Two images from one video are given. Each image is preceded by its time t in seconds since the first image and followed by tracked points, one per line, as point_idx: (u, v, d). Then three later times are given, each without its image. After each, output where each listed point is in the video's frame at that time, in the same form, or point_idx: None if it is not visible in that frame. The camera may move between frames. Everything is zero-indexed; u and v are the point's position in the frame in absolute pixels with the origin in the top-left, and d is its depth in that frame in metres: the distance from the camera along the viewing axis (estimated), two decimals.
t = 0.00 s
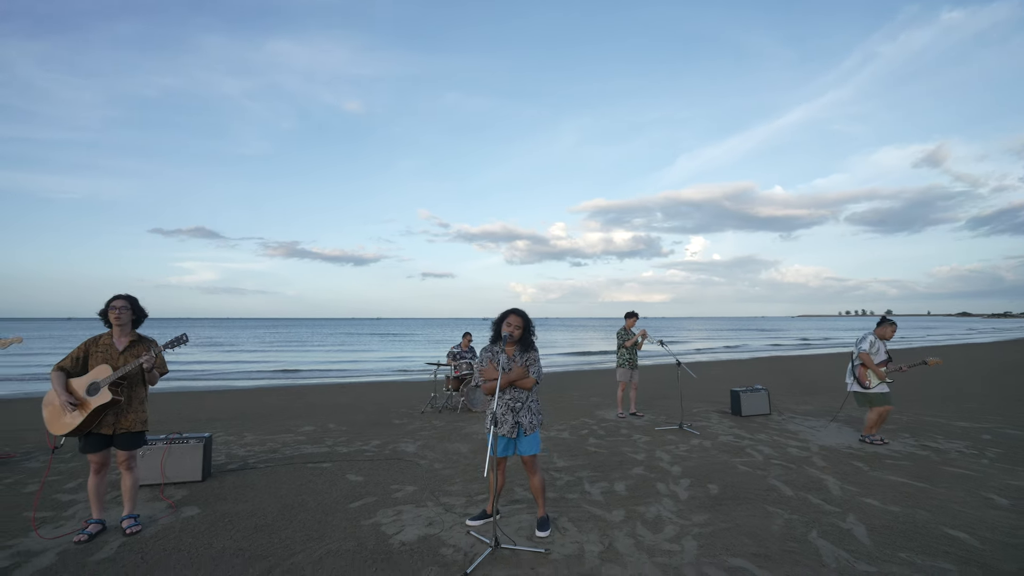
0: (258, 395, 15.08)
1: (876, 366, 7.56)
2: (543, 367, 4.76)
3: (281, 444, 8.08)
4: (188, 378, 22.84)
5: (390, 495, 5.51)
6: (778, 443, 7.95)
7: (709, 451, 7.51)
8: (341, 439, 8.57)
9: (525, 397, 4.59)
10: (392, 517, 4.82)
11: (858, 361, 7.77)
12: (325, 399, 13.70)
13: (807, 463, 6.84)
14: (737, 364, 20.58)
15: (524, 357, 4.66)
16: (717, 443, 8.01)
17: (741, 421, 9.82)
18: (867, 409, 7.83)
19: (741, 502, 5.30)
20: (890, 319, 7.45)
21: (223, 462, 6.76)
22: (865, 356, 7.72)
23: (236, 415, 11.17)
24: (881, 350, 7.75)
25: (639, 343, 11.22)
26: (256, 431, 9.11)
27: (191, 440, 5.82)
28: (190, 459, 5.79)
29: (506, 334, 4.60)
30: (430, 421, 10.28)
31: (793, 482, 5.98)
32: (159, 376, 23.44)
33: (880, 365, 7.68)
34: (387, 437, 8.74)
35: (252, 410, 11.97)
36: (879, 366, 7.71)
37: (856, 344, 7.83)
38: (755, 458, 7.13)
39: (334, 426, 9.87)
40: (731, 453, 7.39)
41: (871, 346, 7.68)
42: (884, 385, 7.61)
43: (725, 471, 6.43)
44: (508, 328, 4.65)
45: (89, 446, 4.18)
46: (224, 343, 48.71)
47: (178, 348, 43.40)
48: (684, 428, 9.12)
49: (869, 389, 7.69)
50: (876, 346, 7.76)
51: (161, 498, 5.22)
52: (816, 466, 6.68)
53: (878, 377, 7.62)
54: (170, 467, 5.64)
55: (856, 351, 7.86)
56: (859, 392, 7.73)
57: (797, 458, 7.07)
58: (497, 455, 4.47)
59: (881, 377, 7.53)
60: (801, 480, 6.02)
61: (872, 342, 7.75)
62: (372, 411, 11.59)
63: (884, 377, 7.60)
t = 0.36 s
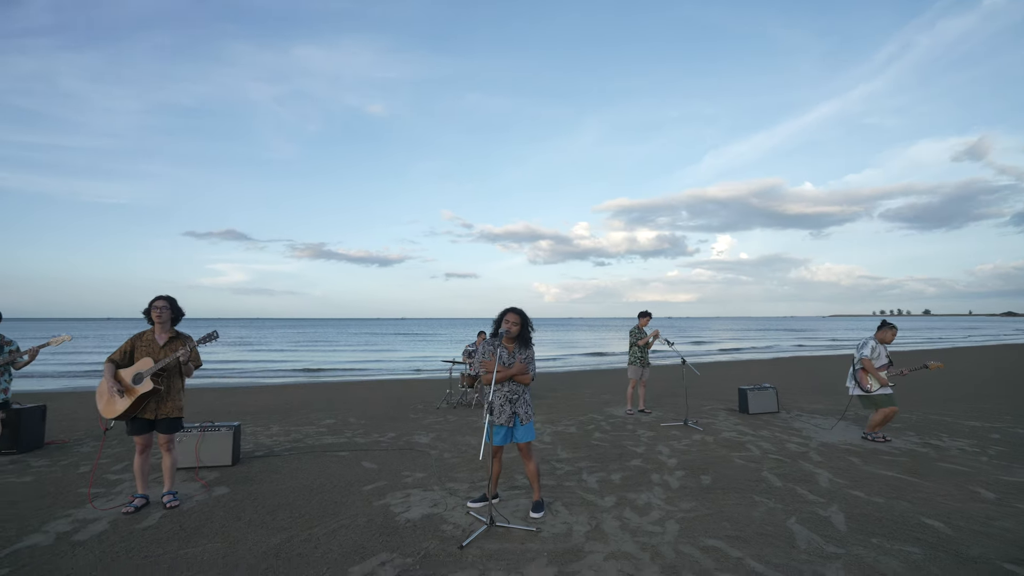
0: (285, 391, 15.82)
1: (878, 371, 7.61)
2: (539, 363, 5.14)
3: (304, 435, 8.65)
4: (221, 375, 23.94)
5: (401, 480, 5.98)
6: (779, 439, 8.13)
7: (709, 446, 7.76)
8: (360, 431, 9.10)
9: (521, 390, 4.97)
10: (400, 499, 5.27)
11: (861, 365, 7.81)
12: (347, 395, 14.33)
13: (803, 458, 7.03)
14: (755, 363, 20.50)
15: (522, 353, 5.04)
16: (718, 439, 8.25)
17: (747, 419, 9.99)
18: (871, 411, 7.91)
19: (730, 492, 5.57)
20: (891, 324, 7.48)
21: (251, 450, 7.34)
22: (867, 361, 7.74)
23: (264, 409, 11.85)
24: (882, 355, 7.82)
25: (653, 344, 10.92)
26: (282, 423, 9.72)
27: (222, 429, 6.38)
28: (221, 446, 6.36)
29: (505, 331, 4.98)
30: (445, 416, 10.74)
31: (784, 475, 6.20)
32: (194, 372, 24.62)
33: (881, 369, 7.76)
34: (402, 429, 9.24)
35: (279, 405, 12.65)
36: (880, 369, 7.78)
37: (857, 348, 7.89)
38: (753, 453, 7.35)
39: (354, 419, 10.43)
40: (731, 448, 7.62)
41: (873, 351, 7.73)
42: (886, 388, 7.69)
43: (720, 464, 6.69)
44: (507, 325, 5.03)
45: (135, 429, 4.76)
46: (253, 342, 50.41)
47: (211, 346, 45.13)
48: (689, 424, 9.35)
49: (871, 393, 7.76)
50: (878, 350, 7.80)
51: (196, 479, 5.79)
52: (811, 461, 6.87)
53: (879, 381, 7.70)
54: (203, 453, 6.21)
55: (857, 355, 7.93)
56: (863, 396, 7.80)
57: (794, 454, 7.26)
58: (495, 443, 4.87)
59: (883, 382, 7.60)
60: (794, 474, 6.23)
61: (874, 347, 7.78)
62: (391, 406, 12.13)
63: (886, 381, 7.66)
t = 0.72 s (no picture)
0: (311, 387, 16.54)
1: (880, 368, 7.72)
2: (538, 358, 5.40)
3: (325, 426, 9.19)
4: (252, 373, 25.01)
5: (411, 467, 6.41)
6: (783, 436, 8.25)
7: (711, 441, 7.95)
8: (378, 423, 9.60)
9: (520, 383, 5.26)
10: (408, 483, 5.70)
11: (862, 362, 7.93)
12: (370, 392, 14.91)
13: (802, 453, 7.16)
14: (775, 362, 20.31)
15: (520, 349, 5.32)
16: (722, 435, 8.41)
17: (756, 416, 10.08)
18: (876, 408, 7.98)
19: (721, 482, 5.80)
20: (894, 319, 7.61)
21: (276, 439, 7.91)
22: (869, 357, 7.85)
23: (291, 404, 12.49)
24: (885, 351, 7.91)
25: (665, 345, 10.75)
26: (305, 416, 10.29)
27: (249, 418, 6.94)
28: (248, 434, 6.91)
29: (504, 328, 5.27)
30: (460, 411, 11.17)
31: (779, 468, 6.37)
32: (228, 370, 25.78)
33: (884, 366, 7.85)
34: (417, 423, 9.69)
35: (304, 400, 13.30)
36: (883, 366, 7.87)
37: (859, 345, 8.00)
38: (753, 448, 7.51)
39: (373, 413, 10.95)
40: (732, 443, 7.80)
41: (874, 348, 7.84)
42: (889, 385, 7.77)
43: (718, 458, 6.89)
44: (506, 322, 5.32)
45: (171, 416, 5.31)
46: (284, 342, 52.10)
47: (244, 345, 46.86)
48: (696, 421, 9.52)
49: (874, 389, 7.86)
50: (880, 347, 7.89)
51: (225, 463, 6.34)
52: (810, 456, 7.01)
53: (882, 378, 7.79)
54: (232, 440, 6.78)
55: (860, 352, 8.03)
56: (865, 393, 7.90)
57: (794, 449, 7.40)
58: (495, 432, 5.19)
59: (885, 378, 7.70)
60: (788, 467, 6.40)
61: (877, 344, 7.88)
62: (409, 402, 12.62)
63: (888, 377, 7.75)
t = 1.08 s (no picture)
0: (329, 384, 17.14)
1: (872, 362, 7.93)
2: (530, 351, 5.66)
3: (338, 419, 9.66)
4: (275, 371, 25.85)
5: (414, 456, 6.82)
6: (779, 431, 8.39)
7: (706, 436, 8.16)
8: (388, 417, 10.04)
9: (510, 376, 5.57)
10: (409, 470, 6.10)
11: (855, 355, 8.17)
12: (384, 388, 15.42)
13: (794, 448, 7.34)
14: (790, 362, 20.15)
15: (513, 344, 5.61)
16: (719, 430, 8.60)
17: (758, 412, 10.21)
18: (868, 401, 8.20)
19: (706, 473, 6.06)
20: (888, 313, 7.66)
21: (291, 430, 8.41)
22: (861, 351, 8.07)
23: (308, 399, 13.05)
24: (879, 345, 8.09)
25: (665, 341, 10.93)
26: (321, 410, 10.80)
27: (265, 410, 7.43)
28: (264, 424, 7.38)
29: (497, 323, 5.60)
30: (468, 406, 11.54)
31: (767, 461, 6.59)
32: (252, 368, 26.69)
33: (877, 359, 8.04)
34: (426, 417, 10.10)
35: (321, 395, 13.84)
36: (876, 360, 8.07)
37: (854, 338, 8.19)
38: (747, 442, 7.70)
39: (385, 408, 11.39)
40: (727, 438, 7.99)
41: (867, 342, 8.04)
42: (881, 378, 7.98)
43: (709, 451, 7.12)
44: (499, 318, 5.64)
45: (193, 405, 5.82)
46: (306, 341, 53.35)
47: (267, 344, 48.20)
48: (696, 417, 9.71)
49: (865, 382, 8.11)
50: (874, 341, 8.09)
51: (243, 451, 6.85)
52: (801, 450, 7.18)
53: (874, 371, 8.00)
54: (250, 430, 7.28)
55: (854, 346, 8.24)
56: (857, 385, 8.16)
57: (787, 444, 7.57)
58: (487, 421, 5.55)
59: (876, 372, 7.91)
60: (776, 460, 6.61)
61: (871, 338, 8.06)
62: (420, 397, 13.03)
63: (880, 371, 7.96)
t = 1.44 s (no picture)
0: (344, 381, 17.71)
1: (862, 356, 8.31)
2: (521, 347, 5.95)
3: (349, 413, 10.14)
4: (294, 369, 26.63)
5: (416, 447, 7.23)
6: (773, 428, 8.59)
7: (700, 431, 8.40)
8: (397, 412, 10.49)
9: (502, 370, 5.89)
10: (409, 459, 6.51)
11: (848, 350, 8.51)
12: (396, 386, 15.90)
13: (783, 443, 7.55)
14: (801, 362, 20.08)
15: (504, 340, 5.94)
16: (714, 426, 8.83)
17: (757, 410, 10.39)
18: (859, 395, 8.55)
19: (691, 464, 6.35)
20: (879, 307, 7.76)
21: (304, 422, 8.91)
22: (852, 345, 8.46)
23: (323, 395, 13.59)
24: (870, 340, 8.44)
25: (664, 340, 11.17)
26: (333, 405, 11.30)
27: (279, 403, 7.92)
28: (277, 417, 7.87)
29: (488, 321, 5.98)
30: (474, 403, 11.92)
31: (753, 454, 6.83)
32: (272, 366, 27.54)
33: (869, 353, 8.40)
34: (432, 412, 10.51)
35: (336, 392, 14.38)
36: (868, 353, 8.43)
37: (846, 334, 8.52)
38: (738, 437, 7.93)
39: (395, 404, 11.85)
40: (720, 433, 8.23)
41: (858, 337, 8.40)
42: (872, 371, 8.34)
43: (699, 445, 7.39)
44: (491, 317, 6.01)
45: (212, 396, 6.33)
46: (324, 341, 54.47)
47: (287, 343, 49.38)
48: (694, 414, 9.94)
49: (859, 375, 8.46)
50: (865, 336, 8.44)
51: (258, 441, 7.34)
52: (790, 445, 7.39)
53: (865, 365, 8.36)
54: (264, 422, 7.77)
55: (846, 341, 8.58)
56: (850, 379, 8.50)
57: (778, 440, 7.78)
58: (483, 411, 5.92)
59: (868, 366, 8.29)
60: (761, 454, 6.85)
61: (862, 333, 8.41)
62: (429, 394, 13.46)
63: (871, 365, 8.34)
